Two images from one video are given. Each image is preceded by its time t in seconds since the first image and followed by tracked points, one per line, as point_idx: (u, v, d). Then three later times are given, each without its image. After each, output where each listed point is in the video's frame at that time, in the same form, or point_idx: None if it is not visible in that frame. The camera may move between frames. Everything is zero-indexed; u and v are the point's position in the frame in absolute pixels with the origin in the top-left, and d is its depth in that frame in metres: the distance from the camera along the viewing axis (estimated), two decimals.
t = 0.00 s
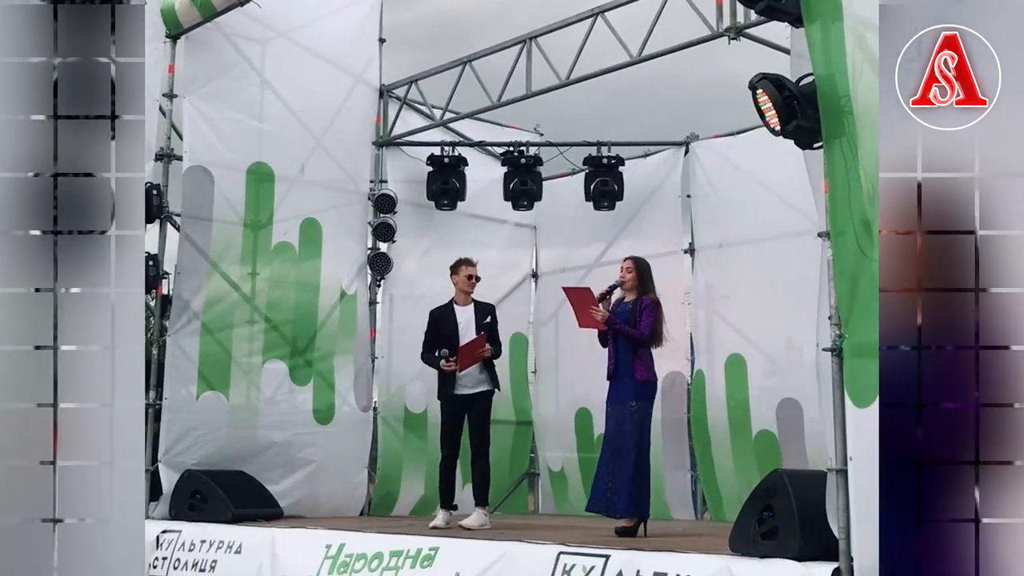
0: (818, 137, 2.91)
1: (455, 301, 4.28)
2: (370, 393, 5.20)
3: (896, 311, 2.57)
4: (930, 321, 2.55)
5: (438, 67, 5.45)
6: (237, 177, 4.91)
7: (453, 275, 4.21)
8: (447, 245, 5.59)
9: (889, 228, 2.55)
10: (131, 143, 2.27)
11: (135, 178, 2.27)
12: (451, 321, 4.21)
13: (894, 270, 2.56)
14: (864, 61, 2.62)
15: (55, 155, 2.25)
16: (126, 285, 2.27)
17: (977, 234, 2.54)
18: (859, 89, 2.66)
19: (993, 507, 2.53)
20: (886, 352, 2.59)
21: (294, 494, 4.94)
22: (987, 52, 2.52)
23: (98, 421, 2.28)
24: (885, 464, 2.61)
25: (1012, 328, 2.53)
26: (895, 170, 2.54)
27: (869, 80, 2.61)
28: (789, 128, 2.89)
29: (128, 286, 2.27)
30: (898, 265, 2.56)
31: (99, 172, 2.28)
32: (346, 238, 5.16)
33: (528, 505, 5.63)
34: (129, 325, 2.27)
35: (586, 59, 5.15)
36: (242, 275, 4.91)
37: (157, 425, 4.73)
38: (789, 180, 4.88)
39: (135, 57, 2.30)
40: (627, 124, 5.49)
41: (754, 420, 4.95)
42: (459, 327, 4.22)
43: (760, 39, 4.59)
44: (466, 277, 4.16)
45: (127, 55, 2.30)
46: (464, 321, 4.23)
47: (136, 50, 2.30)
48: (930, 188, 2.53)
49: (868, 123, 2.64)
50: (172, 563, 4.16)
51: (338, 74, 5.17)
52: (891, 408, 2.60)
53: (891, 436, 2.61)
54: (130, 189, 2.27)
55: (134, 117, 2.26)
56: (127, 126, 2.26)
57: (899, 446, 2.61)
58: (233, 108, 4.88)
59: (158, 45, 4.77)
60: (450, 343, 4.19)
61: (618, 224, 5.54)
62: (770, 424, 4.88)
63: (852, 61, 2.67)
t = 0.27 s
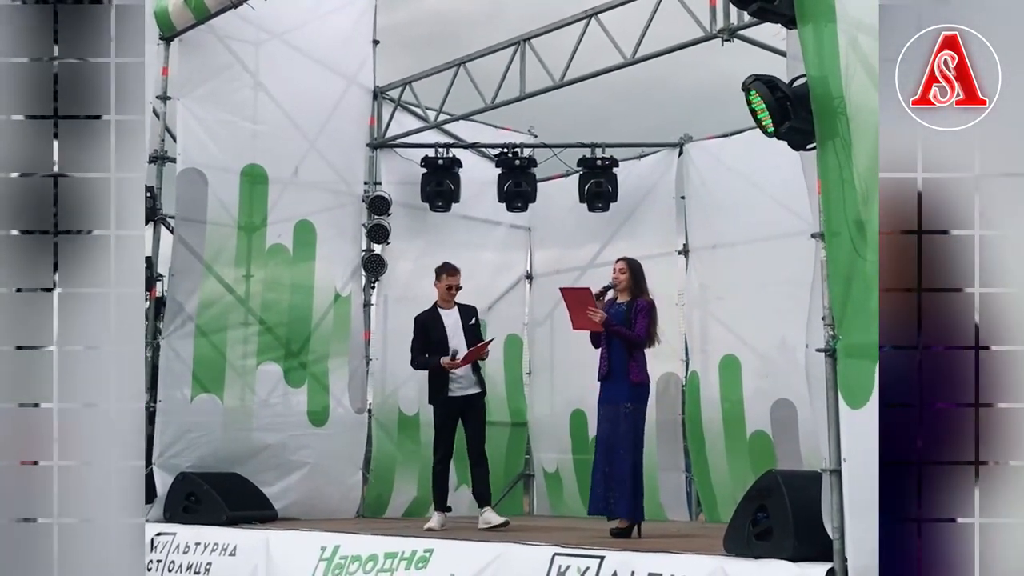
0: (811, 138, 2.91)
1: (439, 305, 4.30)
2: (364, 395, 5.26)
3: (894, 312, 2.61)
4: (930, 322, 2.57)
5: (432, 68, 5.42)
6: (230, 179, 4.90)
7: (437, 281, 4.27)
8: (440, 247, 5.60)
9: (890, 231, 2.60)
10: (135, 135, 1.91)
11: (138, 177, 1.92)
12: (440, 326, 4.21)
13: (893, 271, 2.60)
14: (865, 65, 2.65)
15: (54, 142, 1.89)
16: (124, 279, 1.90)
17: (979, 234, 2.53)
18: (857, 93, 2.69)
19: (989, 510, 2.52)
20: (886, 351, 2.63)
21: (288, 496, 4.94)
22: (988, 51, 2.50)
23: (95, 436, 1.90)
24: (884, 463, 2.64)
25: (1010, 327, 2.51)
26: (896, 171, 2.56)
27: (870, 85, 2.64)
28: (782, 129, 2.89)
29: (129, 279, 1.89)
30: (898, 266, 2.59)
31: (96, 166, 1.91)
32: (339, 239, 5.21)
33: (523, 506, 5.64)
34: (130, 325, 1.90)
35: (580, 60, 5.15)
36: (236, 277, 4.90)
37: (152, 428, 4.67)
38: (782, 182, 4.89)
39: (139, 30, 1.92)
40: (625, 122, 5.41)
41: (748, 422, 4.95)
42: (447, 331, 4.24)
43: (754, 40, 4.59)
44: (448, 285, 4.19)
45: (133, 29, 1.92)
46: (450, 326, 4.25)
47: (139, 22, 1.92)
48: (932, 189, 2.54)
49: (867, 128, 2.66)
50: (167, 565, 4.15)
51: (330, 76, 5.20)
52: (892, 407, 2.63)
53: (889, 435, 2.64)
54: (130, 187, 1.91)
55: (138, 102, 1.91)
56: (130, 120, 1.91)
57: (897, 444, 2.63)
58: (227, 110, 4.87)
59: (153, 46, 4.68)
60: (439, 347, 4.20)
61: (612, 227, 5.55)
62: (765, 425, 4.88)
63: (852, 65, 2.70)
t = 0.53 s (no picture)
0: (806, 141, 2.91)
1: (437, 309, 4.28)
2: (359, 399, 5.25)
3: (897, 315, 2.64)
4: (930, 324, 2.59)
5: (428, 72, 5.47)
6: (225, 184, 4.90)
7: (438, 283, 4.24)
8: (436, 251, 5.60)
9: (890, 233, 2.63)
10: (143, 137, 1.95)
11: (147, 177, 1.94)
12: (439, 328, 4.21)
13: (894, 273, 2.63)
14: (863, 68, 2.66)
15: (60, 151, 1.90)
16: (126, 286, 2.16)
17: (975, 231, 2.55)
18: (854, 96, 2.70)
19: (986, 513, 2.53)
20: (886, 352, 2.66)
21: (284, 500, 4.93)
22: (987, 51, 2.51)
23: (87, 438, 2.14)
24: (883, 461, 2.67)
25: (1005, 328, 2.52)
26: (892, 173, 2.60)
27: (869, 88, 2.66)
28: (776, 132, 2.89)
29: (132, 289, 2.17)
30: (899, 269, 2.62)
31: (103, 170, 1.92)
32: (334, 243, 5.20)
33: (520, 509, 5.66)
34: (130, 330, 2.17)
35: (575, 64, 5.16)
36: (231, 281, 4.90)
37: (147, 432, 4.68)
38: (777, 186, 4.93)
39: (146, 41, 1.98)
40: (620, 126, 5.46)
41: (744, 424, 4.96)
42: (446, 334, 4.23)
43: (747, 44, 4.63)
44: (447, 285, 4.17)
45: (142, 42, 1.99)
46: (450, 330, 4.24)
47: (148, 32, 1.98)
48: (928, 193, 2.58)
49: (867, 131, 2.67)
50: (163, 570, 4.14)
51: (325, 79, 5.20)
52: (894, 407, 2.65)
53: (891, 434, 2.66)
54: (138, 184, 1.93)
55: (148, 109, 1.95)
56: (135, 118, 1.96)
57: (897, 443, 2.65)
58: (221, 114, 4.87)
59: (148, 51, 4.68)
60: (439, 350, 4.19)
61: (607, 230, 5.55)
62: (760, 427, 4.90)
63: (848, 68, 2.70)
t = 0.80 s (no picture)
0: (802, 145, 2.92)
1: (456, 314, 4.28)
2: (359, 403, 5.23)
3: (898, 316, 2.65)
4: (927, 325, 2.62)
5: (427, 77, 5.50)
6: (223, 189, 4.90)
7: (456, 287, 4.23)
8: (435, 254, 5.59)
9: (890, 234, 2.64)
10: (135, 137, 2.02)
11: (137, 177, 2.01)
12: (454, 332, 4.21)
13: (894, 275, 2.64)
14: (863, 72, 2.68)
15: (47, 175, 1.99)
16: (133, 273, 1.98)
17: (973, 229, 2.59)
18: (854, 99, 2.71)
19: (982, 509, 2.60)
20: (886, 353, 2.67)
21: (283, 506, 4.93)
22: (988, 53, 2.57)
23: (80, 437, 1.98)
24: (883, 464, 2.68)
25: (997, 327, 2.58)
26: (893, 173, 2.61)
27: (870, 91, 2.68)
28: (773, 136, 2.91)
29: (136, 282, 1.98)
30: (898, 270, 2.64)
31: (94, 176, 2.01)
32: (332, 248, 5.19)
33: (519, 513, 5.67)
34: (128, 326, 2.01)
35: (572, 68, 5.16)
36: (230, 287, 4.90)
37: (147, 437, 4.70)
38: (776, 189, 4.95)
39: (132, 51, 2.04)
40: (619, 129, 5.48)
41: (743, 427, 4.96)
42: (463, 338, 4.22)
43: (744, 48, 4.63)
44: (467, 289, 4.17)
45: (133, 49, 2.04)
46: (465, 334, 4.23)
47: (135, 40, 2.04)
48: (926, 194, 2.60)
49: (869, 133, 2.69)
50: None
51: (323, 84, 5.19)
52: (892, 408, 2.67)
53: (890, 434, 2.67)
54: (130, 181, 2.00)
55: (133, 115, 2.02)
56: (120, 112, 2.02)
57: (896, 444, 2.67)
58: (219, 119, 4.88)
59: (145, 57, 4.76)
60: (453, 354, 4.19)
61: (604, 235, 5.56)
62: (759, 430, 4.90)
63: (846, 71, 2.71)
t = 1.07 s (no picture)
0: (804, 146, 2.91)
1: (481, 316, 4.23)
2: (361, 407, 5.23)
3: (897, 315, 2.64)
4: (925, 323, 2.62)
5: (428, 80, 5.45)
6: (225, 194, 4.90)
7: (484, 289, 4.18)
8: (438, 258, 5.58)
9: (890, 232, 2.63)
10: (133, 147, 2.45)
11: (133, 176, 2.44)
12: (475, 334, 4.17)
13: (895, 274, 2.64)
14: (862, 71, 2.68)
15: (53, 183, 2.43)
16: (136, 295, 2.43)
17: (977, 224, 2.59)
18: (854, 100, 2.71)
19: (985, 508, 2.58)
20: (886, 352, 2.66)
21: (285, 511, 4.93)
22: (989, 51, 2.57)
23: (79, 441, 2.40)
24: (884, 464, 2.68)
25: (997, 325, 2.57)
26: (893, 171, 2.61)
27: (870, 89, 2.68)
28: (775, 138, 2.92)
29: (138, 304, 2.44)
30: (898, 269, 2.63)
31: (96, 172, 2.44)
32: (334, 253, 5.20)
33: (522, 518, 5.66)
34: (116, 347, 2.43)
35: (574, 71, 5.13)
36: (232, 292, 4.90)
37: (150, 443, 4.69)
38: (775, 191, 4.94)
39: (134, 76, 2.45)
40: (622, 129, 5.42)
41: (745, 430, 4.95)
42: (483, 341, 4.16)
43: (745, 50, 4.62)
44: (491, 291, 4.11)
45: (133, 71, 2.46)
46: (487, 335, 4.17)
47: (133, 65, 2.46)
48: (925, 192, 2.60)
49: (869, 132, 2.69)
50: None
51: (324, 89, 5.21)
52: (892, 407, 2.66)
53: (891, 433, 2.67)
54: (129, 184, 2.43)
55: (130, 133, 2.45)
56: (126, 118, 2.45)
57: (897, 443, 2.67)
58: (220, 124, 4.88)
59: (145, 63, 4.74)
60: (473, 356, 4.16)
61: (605, 239, 5.56)
62: (761, 433, 4.90)
63: (845, 71, 2.72)
